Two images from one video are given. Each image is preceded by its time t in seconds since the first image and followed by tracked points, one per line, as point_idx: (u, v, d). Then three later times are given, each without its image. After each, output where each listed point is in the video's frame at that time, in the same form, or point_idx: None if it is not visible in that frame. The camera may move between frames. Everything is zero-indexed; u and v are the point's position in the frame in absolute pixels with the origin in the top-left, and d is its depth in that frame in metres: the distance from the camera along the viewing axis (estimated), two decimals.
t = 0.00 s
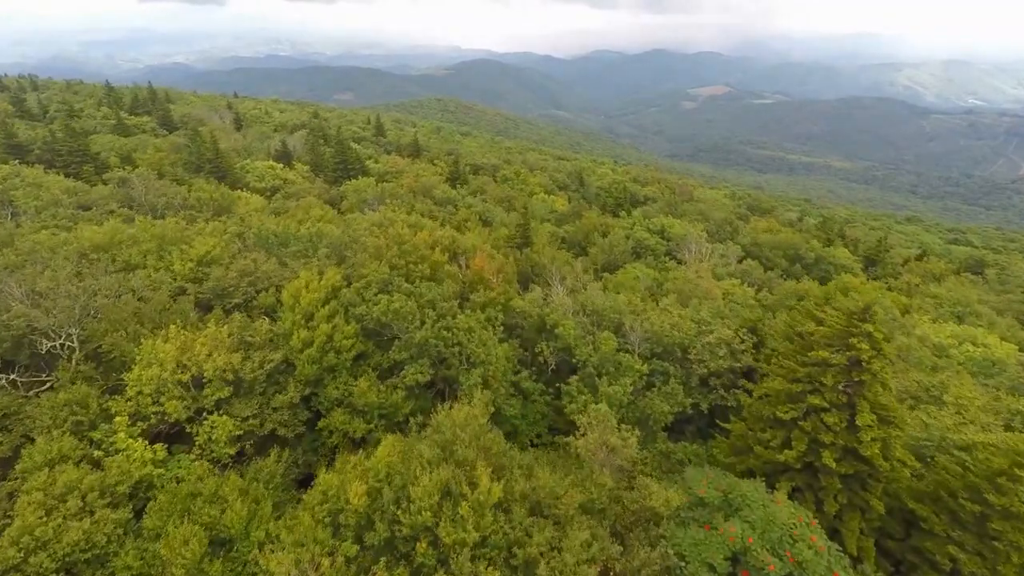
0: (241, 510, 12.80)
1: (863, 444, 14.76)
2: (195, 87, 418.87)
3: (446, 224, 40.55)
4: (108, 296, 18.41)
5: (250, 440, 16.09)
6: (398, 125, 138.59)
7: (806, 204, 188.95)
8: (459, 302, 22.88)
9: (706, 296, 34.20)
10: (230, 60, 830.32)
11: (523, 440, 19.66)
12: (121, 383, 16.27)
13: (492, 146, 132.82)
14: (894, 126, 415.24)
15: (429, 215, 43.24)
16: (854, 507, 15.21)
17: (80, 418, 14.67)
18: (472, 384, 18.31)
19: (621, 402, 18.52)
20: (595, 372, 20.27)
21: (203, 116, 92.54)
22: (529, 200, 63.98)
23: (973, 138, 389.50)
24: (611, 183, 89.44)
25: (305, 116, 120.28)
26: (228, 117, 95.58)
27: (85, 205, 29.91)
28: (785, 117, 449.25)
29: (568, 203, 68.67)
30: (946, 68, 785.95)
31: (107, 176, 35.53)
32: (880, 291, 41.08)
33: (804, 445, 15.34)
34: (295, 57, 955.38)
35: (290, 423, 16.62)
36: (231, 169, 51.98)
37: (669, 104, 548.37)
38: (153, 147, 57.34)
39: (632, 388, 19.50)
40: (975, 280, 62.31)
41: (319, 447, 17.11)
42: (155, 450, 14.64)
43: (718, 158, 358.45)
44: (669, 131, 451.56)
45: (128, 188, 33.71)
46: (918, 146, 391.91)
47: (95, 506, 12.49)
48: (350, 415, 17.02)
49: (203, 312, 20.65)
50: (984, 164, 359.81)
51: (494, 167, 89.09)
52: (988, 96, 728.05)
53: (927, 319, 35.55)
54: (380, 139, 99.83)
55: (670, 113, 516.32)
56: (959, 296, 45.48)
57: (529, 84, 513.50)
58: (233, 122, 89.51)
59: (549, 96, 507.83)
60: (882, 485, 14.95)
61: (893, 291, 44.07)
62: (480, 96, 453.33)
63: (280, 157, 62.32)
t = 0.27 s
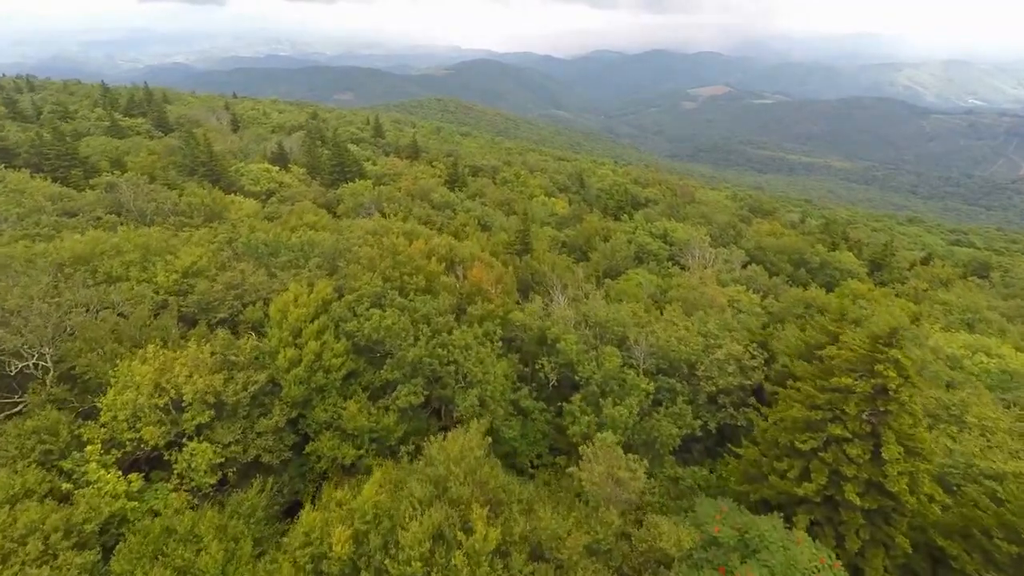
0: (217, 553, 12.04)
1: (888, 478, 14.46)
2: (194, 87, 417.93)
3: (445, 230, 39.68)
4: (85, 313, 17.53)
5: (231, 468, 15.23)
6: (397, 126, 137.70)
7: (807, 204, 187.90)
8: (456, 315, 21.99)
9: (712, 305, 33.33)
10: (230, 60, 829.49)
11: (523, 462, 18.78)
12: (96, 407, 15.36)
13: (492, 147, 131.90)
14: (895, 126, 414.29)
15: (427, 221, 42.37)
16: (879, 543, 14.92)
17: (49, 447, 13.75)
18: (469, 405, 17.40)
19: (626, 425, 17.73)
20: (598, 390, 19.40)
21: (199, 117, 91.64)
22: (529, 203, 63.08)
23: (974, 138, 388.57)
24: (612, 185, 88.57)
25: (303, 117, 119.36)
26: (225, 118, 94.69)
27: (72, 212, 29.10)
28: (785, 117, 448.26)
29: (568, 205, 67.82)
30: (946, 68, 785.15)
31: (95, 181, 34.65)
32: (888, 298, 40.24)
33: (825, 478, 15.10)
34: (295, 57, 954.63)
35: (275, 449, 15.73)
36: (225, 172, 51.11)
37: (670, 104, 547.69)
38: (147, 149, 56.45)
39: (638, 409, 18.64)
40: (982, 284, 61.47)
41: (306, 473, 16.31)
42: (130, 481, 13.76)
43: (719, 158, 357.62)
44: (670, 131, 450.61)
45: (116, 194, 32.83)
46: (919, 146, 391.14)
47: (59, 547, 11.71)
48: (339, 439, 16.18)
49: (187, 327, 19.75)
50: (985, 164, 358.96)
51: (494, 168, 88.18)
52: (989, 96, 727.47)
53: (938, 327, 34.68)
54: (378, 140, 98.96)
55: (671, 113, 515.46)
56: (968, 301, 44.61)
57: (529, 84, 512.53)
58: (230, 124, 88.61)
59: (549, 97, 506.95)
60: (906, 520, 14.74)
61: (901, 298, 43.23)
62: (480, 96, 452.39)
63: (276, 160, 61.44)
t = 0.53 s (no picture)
0: None
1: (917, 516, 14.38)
2: (194, 87, 417.12)
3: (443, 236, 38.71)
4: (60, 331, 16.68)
5: (210, 501, 14.36)
6: (396, 126, 136.67)
7: (809, 204, 186.95)
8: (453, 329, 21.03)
9: (717, 314, 32.37)
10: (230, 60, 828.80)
11: (523, 486, 17.95)
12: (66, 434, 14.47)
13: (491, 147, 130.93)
14: (896, 126, 413.26)
15: (425, 226, 41.43)
16: None
17: (12, 480, 12.82)
18: (466, 428, 16.51)
19: (633, 450, 17.03)
20: (602, 410, 18.54)
21: (196, 118, 90.76)
22: (529, 205, 62.14)
23: (975, 138, 387.56)
24: (613, 186, 87.63)
25: (301, 117, 118.38)
26: (222, 119, 93.78)
27: (56, 218, 28.39)
28: (786, 117, 447.22)
29: (569, 208, 66.93)
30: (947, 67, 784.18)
31: (82, 186, 33.74)
32: (897, 305, 39.20)
33: (850, 515, 15.04)
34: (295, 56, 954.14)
35: (258, 478, 14.84)
36: (219, 175, 50.14)
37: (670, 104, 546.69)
38: (140, 151, 55.51)
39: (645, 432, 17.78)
40: (989, 288, 60.56)
41: (291, 502, 15.48)
42: (101, 516, 12.90)
43: (719, 158, 356.75)
44: (670, 130, 449.74)
45: (103, 199, 31.92)
46: (919, 146, 390.15)
47: None
48: (328, 467, 15.32)
49: (170, 344, 18.85)
50: (986, 164, 358.06)
51: (494, 170, 87.25)
52: (988, 96, 726.25)
53: (948, 336, 33.81)
54: (377, 140, 98.07)
55: (671, 113, 514.46)
56: (978, 306, 43.71)
57: (529, 84, 511.61)
58: (227, 125, 87.67)
59: (549, 96, 506.11)
60: (936, 561, 14.62)
61: (909, 305, 42.26)
62: (480, 96, 451.45)
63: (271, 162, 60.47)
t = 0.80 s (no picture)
0: None
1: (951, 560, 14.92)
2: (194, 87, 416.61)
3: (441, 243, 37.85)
4: (33, 354, 15.86)
5: (188, 537, 13.49)
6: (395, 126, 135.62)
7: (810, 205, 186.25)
8: (448, 346, 20.21)
9: (723, 324, 31.48)
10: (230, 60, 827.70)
11: (523, 513, 17.29)
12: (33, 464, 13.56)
13: (491, 148, 130.08)
14: (897, 126, 412.45)
15: (423, 232, 40.50)
16: None
17: None
18: (464, 456, 15.76)
19: (641, 479, 16.37)
20: (607, 433, 17.74)
21: (193, 119, 89.77)
22: (529, 209, 61.23)
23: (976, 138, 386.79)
24: (614, 188, 86.80)
25: (299, 117, 117.38)
26: (219, 120, 92.76)
27: (41, 226, 27.83)
28: (786, 117, 446.36)
29: (570, 211, 66.15)
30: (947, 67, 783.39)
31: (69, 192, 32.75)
32: (907, 313, 38.29)
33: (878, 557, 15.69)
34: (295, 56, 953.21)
35: (240, 512, 13.96)
36: (213, 179, 49.24)
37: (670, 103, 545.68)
38: (133, 154, 54.57)
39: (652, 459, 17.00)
40: (996, 292, 59.83)
41: (277, 536, 14.66)
42: (68, 558, 11.99)
43: (719, 158, 355.97)
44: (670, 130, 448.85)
45: (89, 206, 30.96)
46: (920, 146, 389.13)
47: None
48: (315, 500, 14.48)
49: (151, 363, 18.03)
50: (987, 164, 357.44)
51: (493, 172, 86.32)
52: (988, 95, 725.72)
53: (960, 346, 33.06)
54: (376, 141, 97.13)
55: (671, 113, 513.49)
56: (987, 313, 42.98)
57: (529, 84, 510.75)
58: (224, 126, 86.71)
59: (549, 96, 505.04)
60: None
61: (918, 312, 41.38)
62: (479, 96, 450.54)
63: (267, 164, 59.49)
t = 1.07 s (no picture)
0: None
1: None
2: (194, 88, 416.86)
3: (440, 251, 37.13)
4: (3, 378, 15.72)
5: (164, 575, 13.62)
6: (393, 127, 134.82)
7: (810, 206, 185.64)
8: (445, 363, 19.58)
9: (730, 334, 30.65)
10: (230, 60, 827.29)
11: (523, 544, 16.46)
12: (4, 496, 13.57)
13: (491, 149, 129.36)
14: (898, 126, 411.56)
15: (421, 238, 39.67)
16: None
17: None
18: (462, 488, 15.32)
19: (650, 512, 15.58)
20: (612, 460, 16.99)
21: (190, 121, 89.00)
22: (529, 213, 60.50)
23: (977, 139, 385.91)
24: (615, 191, 86.07)
25: (298, 119, 116.73)
26: (216, 121, 91.95)
27: (25, 234, 27.79)
28: (787, 117, 445.70)
29: (571, 215, 65.46)
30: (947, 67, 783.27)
31: (55, 198, 31.90)
32: (916, 321, 37.46)
33: None
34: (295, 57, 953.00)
35: (219, 551, 14.09)
36: (207, 184, 48.50)
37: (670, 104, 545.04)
38: (127, 158, 53.78)
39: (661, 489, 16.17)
40: (1003, 297, 58.90)
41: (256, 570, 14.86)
42: None
43: (720, 158, 355.56)
44: (670, 131, 448.68)
45: (74, 213, 30.15)
46: (921, 146, 388.31)
47: None
48: (298, 533, 14.53)
49: (129, 384, 17.40)
50: (987, 164, 356.93)
51: (493, 174, 85.51)
52: (988, 96, 725.76)
53: (972, 356, 32.16)
54: (375, 143, 96.32)
55: (671, 113, 513.06)
56: (997, 320, 42.06)
57: (529, 84, 510.33)
58: (222, 128, 86.16)
59: (549, 97, 504.27)
60: None
61: (926, 320, 40.60)
62: (479, 96, 450.23)
63: (263, 167, 58.65)
